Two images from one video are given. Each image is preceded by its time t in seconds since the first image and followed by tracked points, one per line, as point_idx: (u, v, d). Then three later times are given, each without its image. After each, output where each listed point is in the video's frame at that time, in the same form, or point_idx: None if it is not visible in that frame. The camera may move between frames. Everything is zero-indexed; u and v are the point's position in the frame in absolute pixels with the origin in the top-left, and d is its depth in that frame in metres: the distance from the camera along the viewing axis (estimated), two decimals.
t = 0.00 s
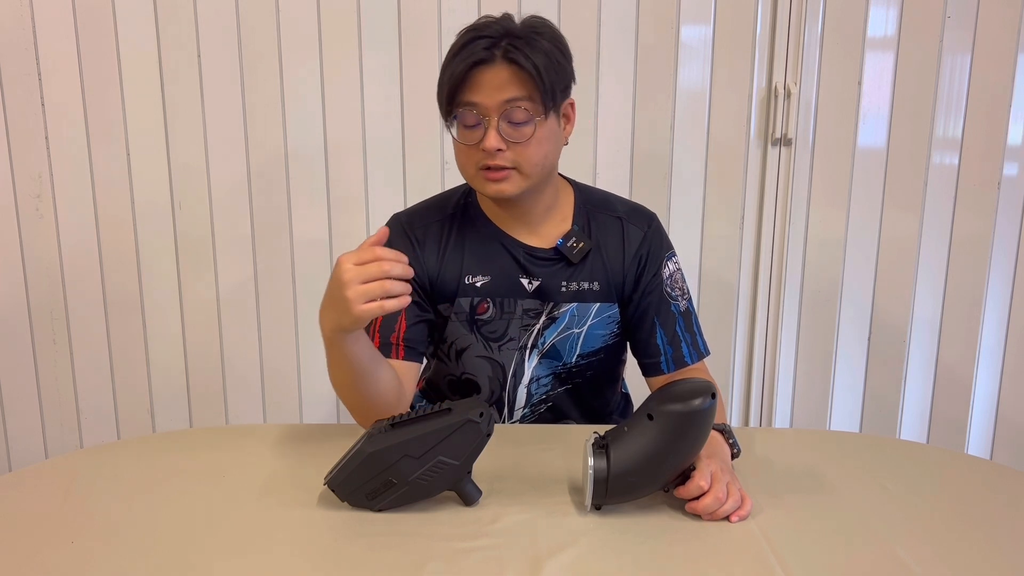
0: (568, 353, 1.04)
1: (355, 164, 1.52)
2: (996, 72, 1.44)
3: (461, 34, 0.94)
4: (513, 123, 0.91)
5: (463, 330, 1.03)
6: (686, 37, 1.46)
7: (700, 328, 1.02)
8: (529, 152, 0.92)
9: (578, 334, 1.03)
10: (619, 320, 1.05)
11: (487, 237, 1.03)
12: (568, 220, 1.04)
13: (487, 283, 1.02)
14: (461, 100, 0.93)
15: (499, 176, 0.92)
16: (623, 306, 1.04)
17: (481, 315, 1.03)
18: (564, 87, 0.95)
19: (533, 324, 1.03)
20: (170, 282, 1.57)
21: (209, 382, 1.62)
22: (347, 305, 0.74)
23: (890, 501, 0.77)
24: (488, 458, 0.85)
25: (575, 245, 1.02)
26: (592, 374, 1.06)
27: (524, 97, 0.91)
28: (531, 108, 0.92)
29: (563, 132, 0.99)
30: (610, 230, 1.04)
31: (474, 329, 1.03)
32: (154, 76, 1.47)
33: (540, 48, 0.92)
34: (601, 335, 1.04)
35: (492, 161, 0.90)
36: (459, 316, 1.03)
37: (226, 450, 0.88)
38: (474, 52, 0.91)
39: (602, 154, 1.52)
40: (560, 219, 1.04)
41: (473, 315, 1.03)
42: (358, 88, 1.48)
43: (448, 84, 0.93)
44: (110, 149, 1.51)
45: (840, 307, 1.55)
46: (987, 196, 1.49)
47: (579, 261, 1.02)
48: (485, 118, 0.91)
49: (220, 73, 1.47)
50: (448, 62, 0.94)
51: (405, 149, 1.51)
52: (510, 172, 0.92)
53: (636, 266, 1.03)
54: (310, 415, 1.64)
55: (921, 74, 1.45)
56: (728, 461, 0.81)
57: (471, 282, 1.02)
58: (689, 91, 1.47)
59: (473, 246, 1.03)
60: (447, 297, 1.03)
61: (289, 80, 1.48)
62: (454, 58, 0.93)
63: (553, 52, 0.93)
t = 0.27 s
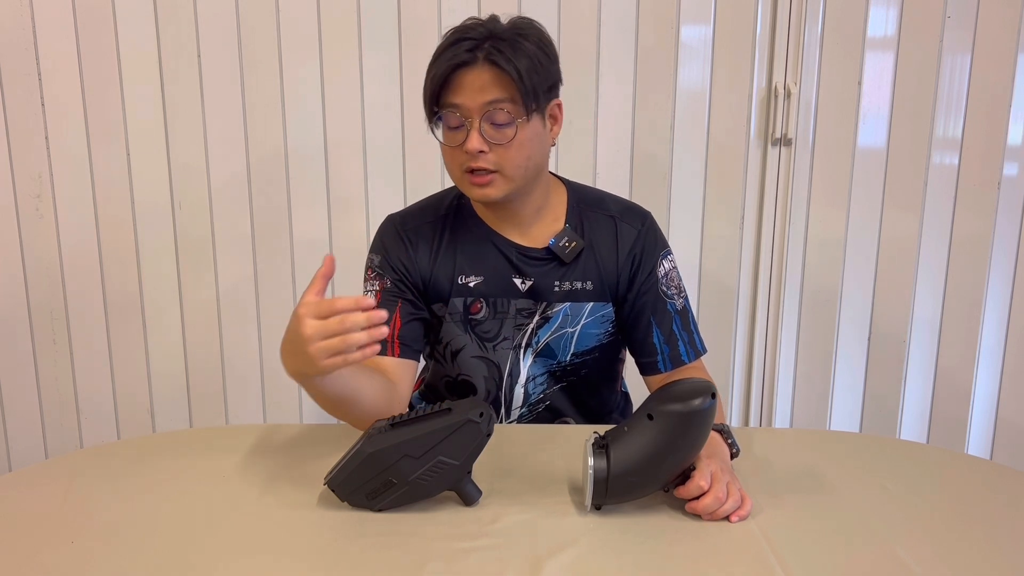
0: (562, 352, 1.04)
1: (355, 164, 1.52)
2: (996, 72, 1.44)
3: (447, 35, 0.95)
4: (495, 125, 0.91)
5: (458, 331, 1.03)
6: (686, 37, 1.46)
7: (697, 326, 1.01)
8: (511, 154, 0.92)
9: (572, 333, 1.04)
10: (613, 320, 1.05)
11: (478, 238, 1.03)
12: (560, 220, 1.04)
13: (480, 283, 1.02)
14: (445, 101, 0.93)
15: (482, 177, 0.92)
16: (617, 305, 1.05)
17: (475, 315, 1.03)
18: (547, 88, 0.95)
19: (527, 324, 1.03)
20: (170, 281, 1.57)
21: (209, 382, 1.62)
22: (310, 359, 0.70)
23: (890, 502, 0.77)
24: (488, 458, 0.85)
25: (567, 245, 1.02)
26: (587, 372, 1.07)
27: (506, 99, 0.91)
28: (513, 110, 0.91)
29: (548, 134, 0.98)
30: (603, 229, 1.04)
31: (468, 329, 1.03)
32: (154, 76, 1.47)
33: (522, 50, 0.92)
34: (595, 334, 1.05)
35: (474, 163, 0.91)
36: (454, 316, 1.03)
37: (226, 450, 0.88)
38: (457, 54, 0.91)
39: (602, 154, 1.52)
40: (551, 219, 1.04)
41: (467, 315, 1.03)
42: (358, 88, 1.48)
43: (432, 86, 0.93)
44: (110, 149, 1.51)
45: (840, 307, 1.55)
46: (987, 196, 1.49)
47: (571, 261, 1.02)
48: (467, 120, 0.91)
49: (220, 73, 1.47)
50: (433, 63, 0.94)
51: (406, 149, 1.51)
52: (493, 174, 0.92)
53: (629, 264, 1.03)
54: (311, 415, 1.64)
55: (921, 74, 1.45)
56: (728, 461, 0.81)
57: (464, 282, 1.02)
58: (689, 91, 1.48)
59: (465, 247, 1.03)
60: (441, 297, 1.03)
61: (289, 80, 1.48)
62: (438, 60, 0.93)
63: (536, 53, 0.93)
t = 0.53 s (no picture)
0: (558, 352, 1.05)
1: (356, 164, 1.52)
2: (996, 72, 1.44)
3: (435, 38, 0.94)
4: (488, 128, 0.91)
5: (453, 332, 1.03)
6: (686, 37, 1.45)
7: (693, 325, 1.01)
8: (505, 156, 0.92)
9: (567, 333, 1.04)
10: (608, 319, 1.05)
11: (471, 239, 1.03)
12: (553, 221, 1.04)
13: (474, 284, 1.02)
14: (436, 105, 0.93)
15: (477, 181, 0.92)
16: (612, 304, 1.05)
17: (469, 316, 1.03)
18: (537, 88, 0.95)
19: (521, 324, 1.03)
20: (170, 281, 1.57)
21: (210, 382, 1.62)
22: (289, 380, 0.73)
23: (890, 502, 0.77)
24: (487, 458, 0.85)
25: (560, 245, 1.02)
26: (582, 372, 1.07)
27: (498, 101, 0.91)
28: (505, 112, 0.91)
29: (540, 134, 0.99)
30: (597, 229, 1.04)
31: (463, 330, 1.04)
32: (154, 76, 1.47)
33: (511, 51, 0.92)
34: (590, 333, 1.05)
35: (469, 166, 0.91)
36: (449, 317, 1.03)
37: (226, 450, 0.88)
38: (447, 57, 0.91)
39: (602, 154, 1.52)
40: (545, 220, 1.04)
41: (462, 316, 1.03)
42: (359, 88, 1.48)
43: (423, 90, 0.93)
44: (110, 149, 1.51)
45: (840, 307, 1.55)
46: (987, 196, 1.49)
47: (565, 261, 1.02)
48: (460, 124, 0.91)
49: (220, 73, 1.47)
50: (423, 67, 0.94)
51: (406, 149, 1.51)
52: (487, 176, 0.92)
53: (623, 264, 1.03)
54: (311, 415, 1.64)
55: (921, 74, 1.44)
56: (728, 461, 0.81)
57: (459, 283, 1.02)
58: (689, 91, 1.47)
59: (458, 248, 1.03)
60: (435, 299, 1.03)
61: (289, 80, 1.48)
62: (427, 64, 0.93)
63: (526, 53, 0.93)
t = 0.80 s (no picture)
0: (556, 352, 1.05)
1: (356, 164, 1.52)
2: (996, 72, 1.44)
3: (434, 37, 0.94)
4: (498, 122, 0.92)
5: (451, 332, 1.03)
6: (686, 37, 1.46)
7: (691, 324, 1.01)
8: (516, 149, 0.93)
9: (565, 333, 1.04)
10: (606, 319, 1.05)
11: (469, 239, 1.03)
12: (551, 219, 1.04)
13: (472, 285, 1.02)
14: (441, 103, 0.93)
15: (489, 176, 0.92)
16: (610, 304, 1.05)
17: (468, 316, 1.03)
18: (541, 84, 0.97)
19: (519, 325, 1.03)
20: (170, 281, 1.57)
21: (209, 382, 1.62)
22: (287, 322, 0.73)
23: (890, 502, 0.77)
24: (487, 458, 0.85)
25: (558, 245, 1.02)
26: (581, 372, 1.07)
27: (506, 96, 0.92)
28: (514, 106, 0.92)
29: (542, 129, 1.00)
30: (594, 229, 1.04)
31: (461, 331, 1.04)
32: (154, 76, 1.47)
33: (516, 47, 0.93)
34: (588, 333, 1.05)
35: (481, 161, 0.91)
36: (447, 318, 1.03)
37: (226, 450, 0.88)
38: (452, 54, 0.91)
39: (602, 154, 1.52)
40: (543, 218, 1.04)
41: (460, 316, 1.03)
42: (359, 88, 1.48)
43: (426, 89, 0.92)
44: (110, 149, 1.51)
45: (840, 307, 1.55)
46: (987, 196, 1.49)
47: (563, 261, 1.02)
48: (468, 120, 0.92)
49: (220, 73, 1.47)
50: (423, 67, 0.94)
51: (406, 149, 1.51)
52: (500, 171, 0.92)
53: (621, 263, 1.03)
54: (311, 415, 1.64)
55: (921, 74, 1.45)
56: (728, 461, 0.81)
57: (457, 284, 1.03)
58: (689, 91, 1.48)
59: (456, 249, 1.03)
60: (434, 299, 1.03)
61: (289, 80, 1.48)
62: (429, 62, 0.92)
63: (529, 48, 0.95)
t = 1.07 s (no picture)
0: (556, 351, 1.05)
1: (355, 164, 1.52)
2: (996, 72, 1.44)
3: (442, 33, 0.95)
4: (506, 117, 0.92)
5: (451, 332, 1.03)
6: (686, 37, 1.46)
7: (691, 324, 1.01)
8: (522, 145, 0.93)
9: (565, 333, 1.04)
10: (607, 319, 1.05)
11: (469, 240, 1.03)
12: (552, 218, 1.04)
13: (473, 284, 1.02)
14: (449, 98, 0.93)
15: (494, 170, 0.92)
16: (610, 304, 1.05)
17: (468, 316, 1.03)
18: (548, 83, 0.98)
19: (520, 325, 1.03)
20: (170, 281, 1.57)
21: (209, 382, 1.62)
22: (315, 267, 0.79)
23: (889, 502, 0.77)
24: (488, 458, 0.85)
25: (558, 245, 1.02)
26: (581, 372, 1.07)
27: (514, 92, 0.93)
28: (521, 102, 0.93)
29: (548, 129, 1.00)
30: (595, 229, 1.04)
31: (461, 330, 1.04)
32: (154, 76, 1.47)
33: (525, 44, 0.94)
34: (589, 333, 1.05)
35: (486, 155, 0.91)
36: (447, 318, 1.03)
37: (226, 450, 0.88)
38: (461, 49, 0.92)
39: (601, 154, 1.52)
40: (544, 217, 1.04)
41: (460, 316, 1.03)
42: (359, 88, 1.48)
43: (435, 83, 0.93)
44: (110, 149, 1.51)
45: (840, 307, 1.55)
46: (987, 196, 1.49)
47: (563, 261, 1.02)
48: (476, 114, 0.92)
49: (220, 73, 1.47)
50: (432, 62, 0.94)
51: (406, 149, 1.51)
52: (505, 166, 0.92)
53: (621, 263, 1.03)
54: (311, 415, 1.64)
55: (921, 74, 1.44)
56: (728, 461, 0.81)
57: (457, 283, 1.03)
58: (689, 91, 1.47)
59: (456, 249, 1.03)
60: (434, 300, 1.03)
61: (289, 81, 1.48)
62: (438, 57, 0.93)
63: (538, 47, 0.96)
